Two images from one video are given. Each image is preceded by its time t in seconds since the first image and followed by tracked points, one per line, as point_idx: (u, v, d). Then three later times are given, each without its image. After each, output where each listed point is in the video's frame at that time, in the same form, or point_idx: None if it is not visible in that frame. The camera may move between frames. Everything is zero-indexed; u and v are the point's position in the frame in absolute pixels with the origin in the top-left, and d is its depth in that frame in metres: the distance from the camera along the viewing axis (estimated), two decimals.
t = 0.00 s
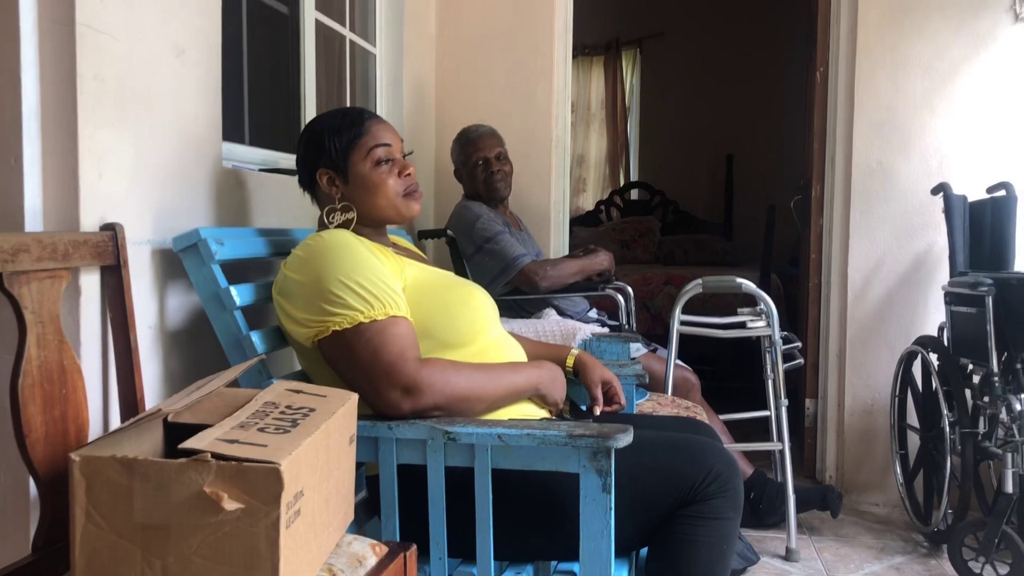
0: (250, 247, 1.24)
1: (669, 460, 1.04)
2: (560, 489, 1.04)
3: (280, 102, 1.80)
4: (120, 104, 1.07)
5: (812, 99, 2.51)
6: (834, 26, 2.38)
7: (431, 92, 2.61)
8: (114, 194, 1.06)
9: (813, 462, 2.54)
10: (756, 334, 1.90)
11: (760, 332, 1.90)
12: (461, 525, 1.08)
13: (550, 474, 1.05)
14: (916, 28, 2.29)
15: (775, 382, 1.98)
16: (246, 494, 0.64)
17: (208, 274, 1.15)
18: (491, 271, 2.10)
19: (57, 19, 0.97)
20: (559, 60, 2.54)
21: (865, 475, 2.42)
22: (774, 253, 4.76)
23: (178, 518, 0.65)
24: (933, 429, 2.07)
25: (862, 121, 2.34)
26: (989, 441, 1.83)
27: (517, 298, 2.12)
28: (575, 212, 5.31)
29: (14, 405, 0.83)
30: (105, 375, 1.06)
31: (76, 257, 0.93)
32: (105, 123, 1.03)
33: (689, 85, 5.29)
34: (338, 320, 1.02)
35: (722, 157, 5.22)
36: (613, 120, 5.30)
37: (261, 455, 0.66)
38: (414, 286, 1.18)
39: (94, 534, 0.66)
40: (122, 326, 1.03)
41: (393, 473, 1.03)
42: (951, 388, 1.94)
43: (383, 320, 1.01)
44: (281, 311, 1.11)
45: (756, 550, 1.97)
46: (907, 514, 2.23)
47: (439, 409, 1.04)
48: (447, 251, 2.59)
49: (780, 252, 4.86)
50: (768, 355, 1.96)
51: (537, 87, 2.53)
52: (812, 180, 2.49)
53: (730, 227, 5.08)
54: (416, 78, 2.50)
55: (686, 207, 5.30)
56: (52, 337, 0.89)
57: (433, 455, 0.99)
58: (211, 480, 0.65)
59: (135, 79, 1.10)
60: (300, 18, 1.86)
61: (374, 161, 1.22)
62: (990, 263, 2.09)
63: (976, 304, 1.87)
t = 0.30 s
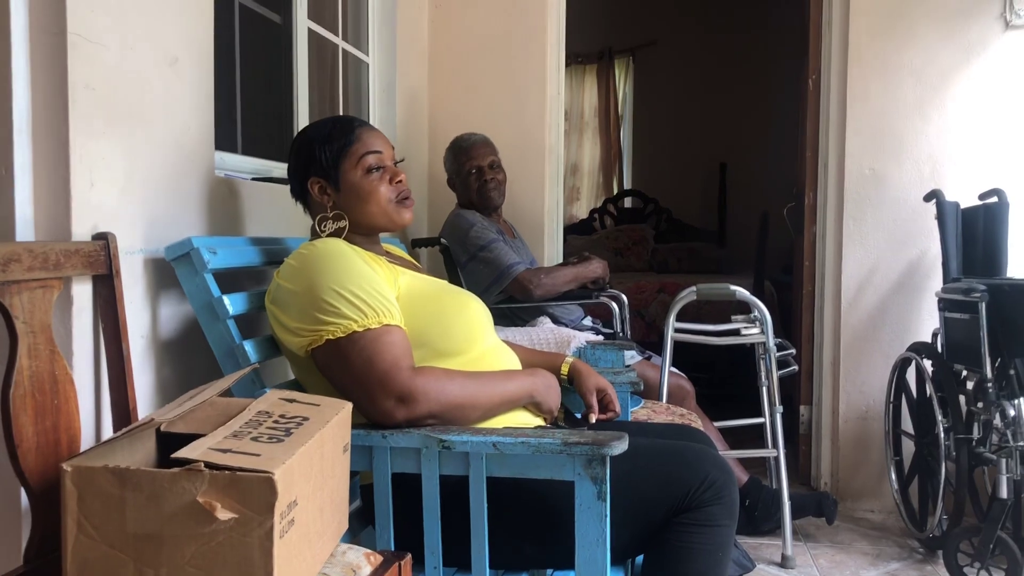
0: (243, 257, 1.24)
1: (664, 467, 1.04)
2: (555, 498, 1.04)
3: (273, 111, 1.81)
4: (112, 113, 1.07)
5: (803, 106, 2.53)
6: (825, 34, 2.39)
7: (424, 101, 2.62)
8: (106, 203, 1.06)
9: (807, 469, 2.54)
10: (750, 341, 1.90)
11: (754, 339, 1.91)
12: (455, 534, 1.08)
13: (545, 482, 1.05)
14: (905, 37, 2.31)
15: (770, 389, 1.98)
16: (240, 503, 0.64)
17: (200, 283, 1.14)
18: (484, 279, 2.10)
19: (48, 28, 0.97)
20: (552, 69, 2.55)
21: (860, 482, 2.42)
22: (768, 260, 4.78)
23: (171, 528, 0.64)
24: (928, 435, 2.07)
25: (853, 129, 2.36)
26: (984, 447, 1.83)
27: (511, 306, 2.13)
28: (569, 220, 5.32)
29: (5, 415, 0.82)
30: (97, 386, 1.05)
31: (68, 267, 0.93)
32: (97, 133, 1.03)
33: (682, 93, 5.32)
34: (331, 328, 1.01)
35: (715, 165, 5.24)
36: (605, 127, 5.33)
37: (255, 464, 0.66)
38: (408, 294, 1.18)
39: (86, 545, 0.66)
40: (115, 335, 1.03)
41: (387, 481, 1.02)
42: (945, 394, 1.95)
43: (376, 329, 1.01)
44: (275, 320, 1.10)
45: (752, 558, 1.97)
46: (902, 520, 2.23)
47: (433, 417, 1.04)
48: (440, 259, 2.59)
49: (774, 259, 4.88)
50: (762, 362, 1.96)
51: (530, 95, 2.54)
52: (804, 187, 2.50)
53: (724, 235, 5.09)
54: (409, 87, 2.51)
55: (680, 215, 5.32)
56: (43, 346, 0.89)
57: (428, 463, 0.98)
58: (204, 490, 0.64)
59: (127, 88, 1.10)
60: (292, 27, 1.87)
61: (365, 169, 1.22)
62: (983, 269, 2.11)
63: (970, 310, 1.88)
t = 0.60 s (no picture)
0: (237, 262, 1.24)
1: (660, 470, 1.04)
2: (551, 502, 1.04)
3: (268, 116, 1.81)
4: (107, 119, 1.07)
5: (797, 110, 2.54)
6: (818, 39, 2.41)
7: (418, 106, 2.63)
8: (101, 209, 1.06)
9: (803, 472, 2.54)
10: (745, 344, 1.91)
11: (749, 342, 1.91)
12: (451, 539, 1.08)
13: (540, 487, 1.05)
14: (898, 41, 2.33)
15: (764, 392, 1.98)
16: (235, 508, 0.64)
17: (195, 289, 1.14)
18: (479, 284, 2.10)
19: (43, 34, 0.98)
20: (546, 74, 2.56)
21: (855, 485, 2.43)
22: (763, 264, 4.79)
23: (166, 534, 0.64)
24: (922, 438, 2.08)
25: (846, 132, 2.37)
26: (978, 450, 1.84)
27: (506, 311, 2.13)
28: (564, 224, 5.33)
29: None
30: (92, 392, 1.05)
31: (63, 273, 0.93)
32: (92, 138, 1.03)
33: (677, 97, 5.33)
34: (326, 333, 1.02)
35: (709, 168, 5.25)
36: (600, 131, 5.34)
37: (250, 469, 0.66)
38: (403, 298, 1.18)
39: (80, 551, 0.65)
40: (109, 341, 1.03)
41: (382, 486, 1.02)
42: (939, 396, 1.96)
43: (372, 334, 1.01)
44: (270, 325, 1.10)
45: (747, 561, 1.97)
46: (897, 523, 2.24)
47: (428, 422, 1.04)
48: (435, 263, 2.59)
49: (769, 263, 4.89)
50: (757, 365, 1.97)
51: (525, 100, 2.55)
52: (798, 191, 2.51)
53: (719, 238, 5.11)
54: (403, 91, 2.52)
55: (675, 219, 5.33)
56: (37, 352, 0.89)
57: (423, 468, 0.98)
58: (200, 496, 0.64)
59: (121, 94, 1.10)
60: (287, 33, 1.87)
61: (356, 172, 1.23)
62: (976, 272, 2.12)
63: (964, 313, 1.89)
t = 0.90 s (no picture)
0: (233, 264, 1.24)
1: (657, 471, 1.04)
2: (548, 503, 1.04)
3: (264, 119, 1.81)
4: (102, 122, 1.07)
5: (794, 110, 2.54)
6: (814, 39, 2.41)
7: (415, 108, 2.63)
8: (96, 212, 1.05)
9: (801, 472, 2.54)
10: (743, 345, 1.91)
11: (747, 343, 1.91)
12: (449, 540, 1.08)
13: (538, 488, 1.05)
14: (894, 40, 2.33)
15: (763, 393, 1.98)
16: (231, 511, 0.64)
17: (191, 291, 1.14)
18: (477, 286, 2.10)
19: (37, 36, 0.98)
20: (543, 75, 2.56)
21: (854, 485, 2.43)
22: (761, 265, 4.80)
23: (162, 537, 0.64)
24: (921, 437, 2.08)
25: (843, 132, 2.37)
26: (977, 449, 1.84)
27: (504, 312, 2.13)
28: (561, 225, 5.33)
29: None
30: (88, 395, 1.05)
31: (58, 275, 0.93)
32: (87, 141, 1.03)
33: (674, 98, 5.34)
34: (322, 333, 1.01)
35: (707, 169, 5.26)
36: (597, 133, 5.35)
37: (246, 472, 0.66)
38: (400, 298, 1.18)
39: (76, 554, 0.65)
40: (106, 344, 1.03)
41: (380, 488, 1.02)
42: (938, 395, 1.95)
43: (367, 334, 1.01)
44: (266, 326, 1.10)
45: (747, 562, 1.96)
46: (896, 523, 2.23)
47: (425, 424, 1.04)
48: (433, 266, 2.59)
49: (767, 264, 4.89)
50: (755, 366, 1.96)
51: (521, 101, 2.55)
52: (795, 191, 2.51)
53: (717, 239, 5.11)
54: (400, 94, 2.52)
55: (673, 220, 5.34)
56: (33, 356, 0.88)
57: (421, 470, 0.98)
58: (196, 499, 0.64)
59: (116, 96, 1.10)
60: (283, 35, 1.87)
61: (345, 172, 1.22)
62: (974, 271, 2.12)
63: (961, 312, 1.88)
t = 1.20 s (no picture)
0: (230, 267, 1.24)
1: (655, 471, 1.04)
2: (546, 504, 1.05)
3: (261, 121, 1.81)
4: (99, 126, 1.07)
5: (791, 110, 2.54)
6: (810, 38, 2.41)
7: (412, 110, 2.63)
8: (94, 215, 1.06)
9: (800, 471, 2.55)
10: (740, 344, 1.91)
11: (744, 342, 1.91)
12: (447, 541, 1.08)
13: (536, 489, 1.05)
14: (890, 39, 2.34)
15: (761, 392, 1.98)
16: (229, 513, 0.64)
17: (188, 294, 1.14)
18: (475, 288, 2.10)
19: (33, 40, 0.98)
20: (540, 76, 2.56)
21: (852, 483, 2.43)
22: (759, 264, 4.80)
23: (160, 539, 0.64)
24: (919, 436, 2.09)
25: (840, 132, 2.38)
26: (975, 447, 1.84)
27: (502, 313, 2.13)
28: (560, 226, 5.34)
29: None
30: (87, 399, 1.05)
31: (56, 279, 0.93)
32: (84, 145, 1.04)
33: (671, 98, 5.34)
34: (320, 335, 1.02)
35: (704, 169, 5.26)
36: (595, 133, 5.36)
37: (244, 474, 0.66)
38: (398, 300, 1.18)
39: (75, 557, 0.66)
40: (104, 347, 1.03)
41: (378, 490, 1.02)
42: (935, 394, 1.96)
43: (365, 336, 1.01)
44: (265, 329, 1.10)
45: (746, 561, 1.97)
46: (895, 521, 2.24)
47: (423, 425, 1.04)
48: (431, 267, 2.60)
49: (765, 263, 4.90)
50: (753, 365, 1.96)
51: (518, 102, 2.55)
52: (792, 191, 2.52)
53: (715, 239, 5.12)
54: (397, 95, 2.52)
55: (671, 220, 5.34)
56: (31, 360, 0.89)
57: (419, 471, 0.98)
58: (194, 501, 0.64)
59: (112, 100, 1.10)
60: (279, 37, 1.88)
61: (340, 173, 1.23)
62: (971, 271, 2.13)
63: (958, 311, 1.89)
